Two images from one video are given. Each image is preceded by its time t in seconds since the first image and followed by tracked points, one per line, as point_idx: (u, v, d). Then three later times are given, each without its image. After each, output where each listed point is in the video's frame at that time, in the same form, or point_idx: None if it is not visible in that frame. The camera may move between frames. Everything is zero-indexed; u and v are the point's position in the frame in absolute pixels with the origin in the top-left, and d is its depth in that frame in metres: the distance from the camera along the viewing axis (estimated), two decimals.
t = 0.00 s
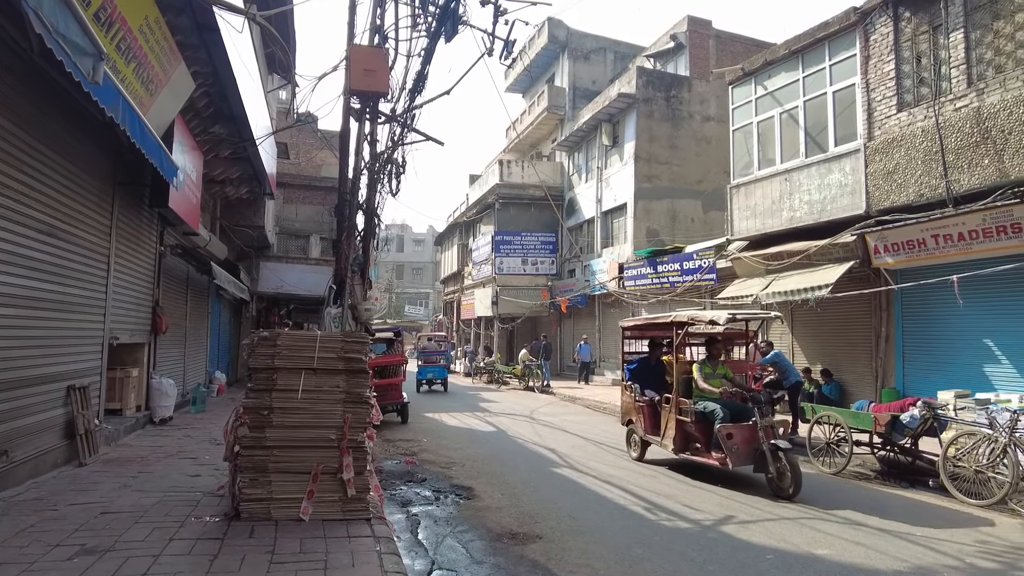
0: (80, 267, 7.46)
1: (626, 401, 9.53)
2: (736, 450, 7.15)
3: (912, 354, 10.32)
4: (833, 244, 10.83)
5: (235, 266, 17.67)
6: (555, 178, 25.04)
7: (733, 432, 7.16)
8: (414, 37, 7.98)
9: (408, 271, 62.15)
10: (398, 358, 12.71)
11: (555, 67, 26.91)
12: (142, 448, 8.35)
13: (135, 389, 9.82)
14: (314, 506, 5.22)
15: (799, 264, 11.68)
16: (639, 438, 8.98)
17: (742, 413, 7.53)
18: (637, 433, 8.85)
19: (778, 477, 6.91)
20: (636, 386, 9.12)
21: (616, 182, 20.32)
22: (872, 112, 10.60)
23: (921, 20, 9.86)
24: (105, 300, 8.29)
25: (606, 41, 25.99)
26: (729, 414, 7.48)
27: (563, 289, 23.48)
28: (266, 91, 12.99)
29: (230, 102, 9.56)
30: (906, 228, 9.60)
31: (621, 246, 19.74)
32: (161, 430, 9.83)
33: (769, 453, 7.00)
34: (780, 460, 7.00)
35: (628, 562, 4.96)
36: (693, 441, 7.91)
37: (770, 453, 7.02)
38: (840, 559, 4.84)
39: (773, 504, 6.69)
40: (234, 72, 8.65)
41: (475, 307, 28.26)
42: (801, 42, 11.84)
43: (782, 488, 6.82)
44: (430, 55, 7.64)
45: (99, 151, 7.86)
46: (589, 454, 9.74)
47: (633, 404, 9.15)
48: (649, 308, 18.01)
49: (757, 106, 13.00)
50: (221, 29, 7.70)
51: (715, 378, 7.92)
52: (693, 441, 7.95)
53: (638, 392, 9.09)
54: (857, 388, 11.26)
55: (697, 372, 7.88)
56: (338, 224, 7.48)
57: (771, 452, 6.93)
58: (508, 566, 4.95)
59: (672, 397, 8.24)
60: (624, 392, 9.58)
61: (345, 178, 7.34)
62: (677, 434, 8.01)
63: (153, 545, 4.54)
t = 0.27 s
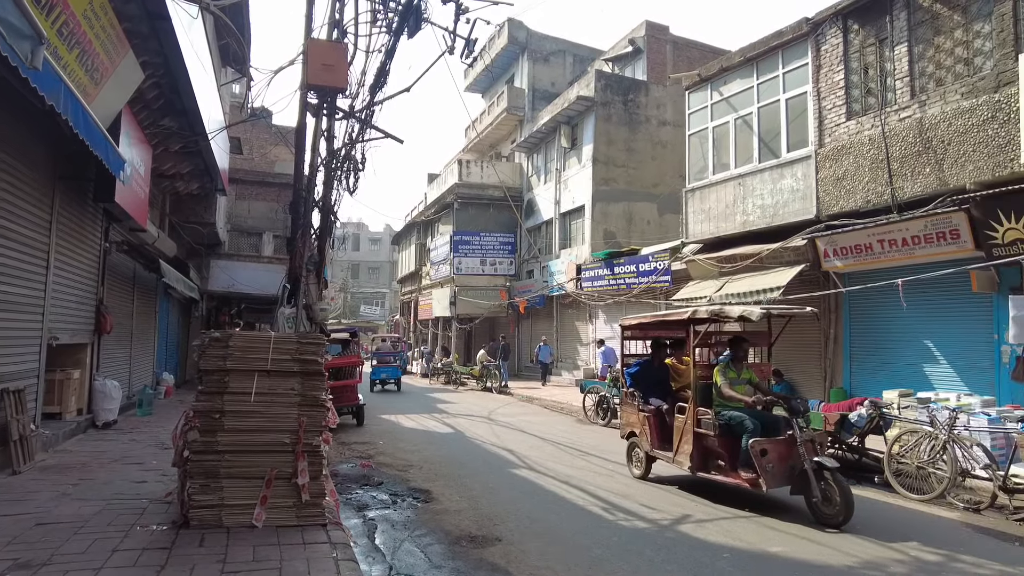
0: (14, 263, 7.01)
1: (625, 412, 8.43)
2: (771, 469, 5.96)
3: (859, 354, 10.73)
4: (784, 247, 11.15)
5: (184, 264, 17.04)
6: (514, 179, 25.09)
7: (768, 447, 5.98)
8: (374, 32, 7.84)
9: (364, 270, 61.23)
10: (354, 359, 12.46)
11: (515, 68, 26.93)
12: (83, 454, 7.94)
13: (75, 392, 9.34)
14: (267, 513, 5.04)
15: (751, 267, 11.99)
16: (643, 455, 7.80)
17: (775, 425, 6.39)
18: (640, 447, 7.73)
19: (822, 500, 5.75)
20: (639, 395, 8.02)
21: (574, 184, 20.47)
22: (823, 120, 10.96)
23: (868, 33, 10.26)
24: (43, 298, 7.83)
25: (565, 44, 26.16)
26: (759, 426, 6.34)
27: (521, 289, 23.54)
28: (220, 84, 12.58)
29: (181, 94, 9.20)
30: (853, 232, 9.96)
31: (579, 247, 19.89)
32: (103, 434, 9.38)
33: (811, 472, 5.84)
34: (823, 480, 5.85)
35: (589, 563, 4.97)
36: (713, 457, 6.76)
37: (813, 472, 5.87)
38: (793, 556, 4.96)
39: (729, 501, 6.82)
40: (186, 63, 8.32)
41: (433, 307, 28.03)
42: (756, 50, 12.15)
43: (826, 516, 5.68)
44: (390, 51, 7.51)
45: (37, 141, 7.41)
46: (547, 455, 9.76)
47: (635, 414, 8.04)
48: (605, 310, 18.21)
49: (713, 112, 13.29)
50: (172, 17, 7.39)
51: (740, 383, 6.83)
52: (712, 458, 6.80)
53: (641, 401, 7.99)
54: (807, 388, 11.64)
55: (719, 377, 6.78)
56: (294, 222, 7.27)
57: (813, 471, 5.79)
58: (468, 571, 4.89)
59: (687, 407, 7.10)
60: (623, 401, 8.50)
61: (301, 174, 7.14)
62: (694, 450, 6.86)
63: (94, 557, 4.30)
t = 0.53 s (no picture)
0: None
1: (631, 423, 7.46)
2: (823, 491, 5.08)
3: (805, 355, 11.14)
4: (734, 251, 11.48)
5: (126, 262, 16.31)
6: (470, 179, 25.03)
7: (820, 465, 5.09)
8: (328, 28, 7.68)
9: (315, 270, 59.93)
10: (305, 360, 12.20)
11: (471, 68, 26.88)
12: (14, 462, 7.50)
13: (5, 396, 8.81)
14: (215, 519, 4.86)
15: (701, 269, 12.30)
16: (655, 472, 6.86)
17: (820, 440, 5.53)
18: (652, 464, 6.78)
19: (888, 529, 4.89)
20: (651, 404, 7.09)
21: (530, 186, 20.57)
22: (771, 127, 11.32)
23: (814, 44, 10.67)
24: None
25: (521, 46, 26.25)
26: (806, 441, 5.42)
27: (476, 290, 23.51)
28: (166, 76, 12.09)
29: (125, 85, 8.80)
30: (799, 237, 10.35)
31: (534, 249, 19.98)
32: (36, 440, 8.88)
33: (874, 495, 4.97)
34: (887, 503, 4.99)
35: (545, 564, 4.99)
36: (746, 476, 5.81)
37: (875, 494, 5.01)
38: (743, 552, 5.11)
39: (680, 500, 6.97)
40: (130, 52, 7.96)
41: (386, 308, 27.67)
42: (708, 57, 12.46)
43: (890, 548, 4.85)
44: (346, 46, 7.36)
45: None
46: (502, 456, 9.76)
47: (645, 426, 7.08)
48: (559, 311, 18.35)
49: (666, 117, 13.56)
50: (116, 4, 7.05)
51: (779, 392, 5.86)
52: (745, 477, 5.83)
53: (652, 410, 7.08)
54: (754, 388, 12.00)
55: (755, 386, 5.80)
56: (243, 219, 7.02)
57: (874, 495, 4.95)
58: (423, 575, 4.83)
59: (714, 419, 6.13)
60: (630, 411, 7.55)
61: (251, 170, 6.89)
62: (724, 468, 5.89)
63: (26, 571, 4.06)
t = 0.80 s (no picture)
0: None
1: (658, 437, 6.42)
2: (925, 525, 4.15)
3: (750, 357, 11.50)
4: (683, 255, 11.77)
5: (61, 261, 15.50)
6: (424, 180, 24.85)
7: (920, 494, 4.18)
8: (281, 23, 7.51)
9: (263, 270, 58.31)
10: (252, 363, 11.87)
11: (426, 69, 26.70)
12: None
13: None
14: (158, 529, 4.68)
15: (651, 273, 12.56)
16: (690, 494, 5.87)
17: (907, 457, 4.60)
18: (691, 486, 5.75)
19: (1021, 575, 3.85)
20: (685, 415, 6.11)
21: (484, 188, 20.57)
22: (720, 135, 11.67)
23: (761, 55, 11.07)
24: None
25: (477, 48, 26.23)
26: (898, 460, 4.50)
27: (429, 292, 23.36)
28: (106, 67, 11.56)
29: (61, 75, 8.36)
30: (746, 242, 10.72)
31: (488, 251, 20.00)
32: None
33: (994, 530, 3.96)
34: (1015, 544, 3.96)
35: (498, 566, 5.00)
36: (818, 502, 4.86)
37: (995, 532, 3.99)
38: (690, 550, 5.25)
39: (631, 501, 7.10)
40: (68, 40, 7.57)
41: (337, 309, 27.16)
42: (659, 65, 12.74)
43: None
44: (298, 42, 7.20)
45: None
46: (455, 459, 9.72)
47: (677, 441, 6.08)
48: (512, 312, 18.41)
49: (618, 122, 13.80)
50: None
51: (854, 403, 5.04)
52: (814, 504, 4.89)
53: (686, 422, 6.10)
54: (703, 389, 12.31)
55: (830, 394, 4.92)
56: (189, 218, 6.75)
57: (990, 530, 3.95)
58: None
59: (776, 432, 5.15)
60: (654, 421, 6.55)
61: (197, 167, 6.58)
62: (789, 492, 4.94)
63: None
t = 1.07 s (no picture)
0: None
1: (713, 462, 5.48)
2: None
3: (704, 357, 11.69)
4: (640, 258, 11.99)
5: None
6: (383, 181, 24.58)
7: None
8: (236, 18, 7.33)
9: (216, 271, 56.63)
10: (204, 366, 11.53)
11: (385, 69, 26.44)
12: None
13: None
14: (101, 539, 4.50)
15: (609, 276, 12.72)
16: (763, 525, 4.90)
17: None
18: (768, 516, 4.80)
19: None
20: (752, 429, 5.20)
21: (444, 190, 20.50)
22: (676, 141, 11.92)
23: (717, 64, 11.37)
24: None
25: (437, 49, 26.13)
26: None
27: (388, 294, 23.12)
28: (50, 58, 11.08)
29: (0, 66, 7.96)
30: (701, 246, 10.98)
31: (448, 253, 19.90)
32: None
33: None
34: None
35: (457, 570, 4.99)
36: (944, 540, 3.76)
37: None
38: (646, 550, 5.34)
39: (589, 502, 7.18)
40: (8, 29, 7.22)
41: (293, 312, 26.60)
42: (618, 71, 12.93)
43: None
44: (253, 39, 7.05)
45: None
46: (414, 462, 9.64)
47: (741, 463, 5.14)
48: (472, 315, 18.37)
49: (577, 127, 13.94)
50: None
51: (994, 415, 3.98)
52: (942, 540, 3.77)
53: (754, 438, 5.17)
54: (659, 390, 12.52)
55: (964, 403, 3.90)
56: (138, 217, 6.50)
57: None
58: None
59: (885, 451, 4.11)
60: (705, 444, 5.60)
61: (147, 164, 6.37)
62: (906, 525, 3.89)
63: None
